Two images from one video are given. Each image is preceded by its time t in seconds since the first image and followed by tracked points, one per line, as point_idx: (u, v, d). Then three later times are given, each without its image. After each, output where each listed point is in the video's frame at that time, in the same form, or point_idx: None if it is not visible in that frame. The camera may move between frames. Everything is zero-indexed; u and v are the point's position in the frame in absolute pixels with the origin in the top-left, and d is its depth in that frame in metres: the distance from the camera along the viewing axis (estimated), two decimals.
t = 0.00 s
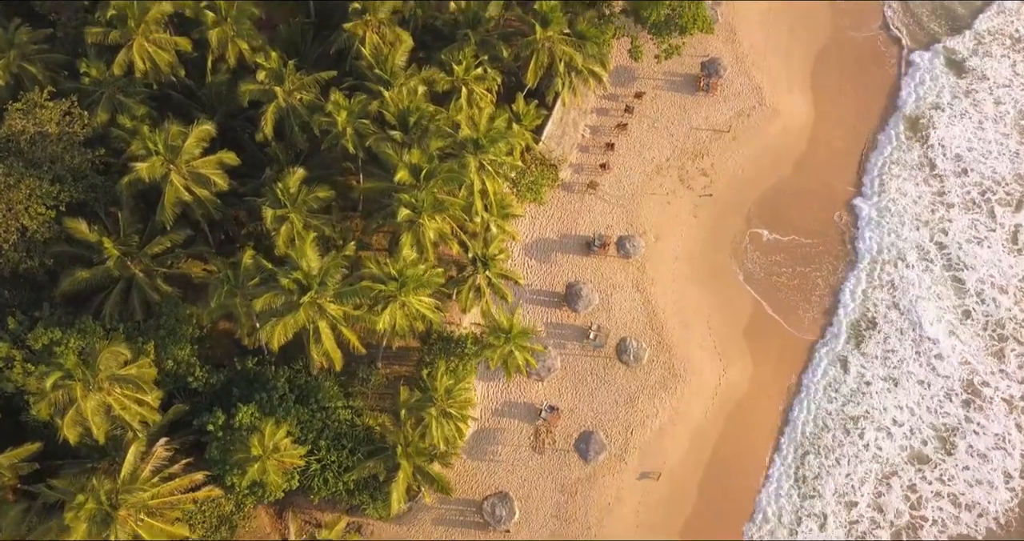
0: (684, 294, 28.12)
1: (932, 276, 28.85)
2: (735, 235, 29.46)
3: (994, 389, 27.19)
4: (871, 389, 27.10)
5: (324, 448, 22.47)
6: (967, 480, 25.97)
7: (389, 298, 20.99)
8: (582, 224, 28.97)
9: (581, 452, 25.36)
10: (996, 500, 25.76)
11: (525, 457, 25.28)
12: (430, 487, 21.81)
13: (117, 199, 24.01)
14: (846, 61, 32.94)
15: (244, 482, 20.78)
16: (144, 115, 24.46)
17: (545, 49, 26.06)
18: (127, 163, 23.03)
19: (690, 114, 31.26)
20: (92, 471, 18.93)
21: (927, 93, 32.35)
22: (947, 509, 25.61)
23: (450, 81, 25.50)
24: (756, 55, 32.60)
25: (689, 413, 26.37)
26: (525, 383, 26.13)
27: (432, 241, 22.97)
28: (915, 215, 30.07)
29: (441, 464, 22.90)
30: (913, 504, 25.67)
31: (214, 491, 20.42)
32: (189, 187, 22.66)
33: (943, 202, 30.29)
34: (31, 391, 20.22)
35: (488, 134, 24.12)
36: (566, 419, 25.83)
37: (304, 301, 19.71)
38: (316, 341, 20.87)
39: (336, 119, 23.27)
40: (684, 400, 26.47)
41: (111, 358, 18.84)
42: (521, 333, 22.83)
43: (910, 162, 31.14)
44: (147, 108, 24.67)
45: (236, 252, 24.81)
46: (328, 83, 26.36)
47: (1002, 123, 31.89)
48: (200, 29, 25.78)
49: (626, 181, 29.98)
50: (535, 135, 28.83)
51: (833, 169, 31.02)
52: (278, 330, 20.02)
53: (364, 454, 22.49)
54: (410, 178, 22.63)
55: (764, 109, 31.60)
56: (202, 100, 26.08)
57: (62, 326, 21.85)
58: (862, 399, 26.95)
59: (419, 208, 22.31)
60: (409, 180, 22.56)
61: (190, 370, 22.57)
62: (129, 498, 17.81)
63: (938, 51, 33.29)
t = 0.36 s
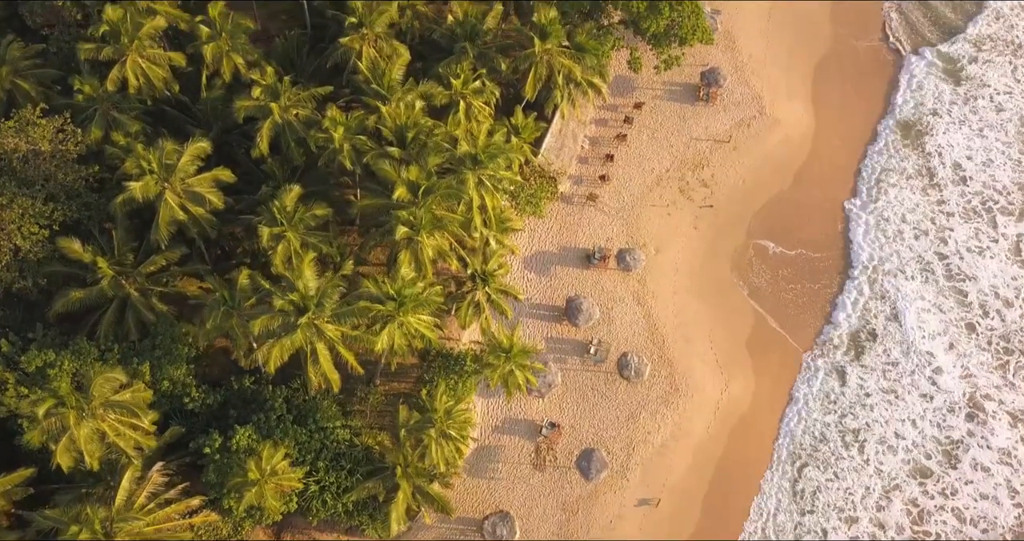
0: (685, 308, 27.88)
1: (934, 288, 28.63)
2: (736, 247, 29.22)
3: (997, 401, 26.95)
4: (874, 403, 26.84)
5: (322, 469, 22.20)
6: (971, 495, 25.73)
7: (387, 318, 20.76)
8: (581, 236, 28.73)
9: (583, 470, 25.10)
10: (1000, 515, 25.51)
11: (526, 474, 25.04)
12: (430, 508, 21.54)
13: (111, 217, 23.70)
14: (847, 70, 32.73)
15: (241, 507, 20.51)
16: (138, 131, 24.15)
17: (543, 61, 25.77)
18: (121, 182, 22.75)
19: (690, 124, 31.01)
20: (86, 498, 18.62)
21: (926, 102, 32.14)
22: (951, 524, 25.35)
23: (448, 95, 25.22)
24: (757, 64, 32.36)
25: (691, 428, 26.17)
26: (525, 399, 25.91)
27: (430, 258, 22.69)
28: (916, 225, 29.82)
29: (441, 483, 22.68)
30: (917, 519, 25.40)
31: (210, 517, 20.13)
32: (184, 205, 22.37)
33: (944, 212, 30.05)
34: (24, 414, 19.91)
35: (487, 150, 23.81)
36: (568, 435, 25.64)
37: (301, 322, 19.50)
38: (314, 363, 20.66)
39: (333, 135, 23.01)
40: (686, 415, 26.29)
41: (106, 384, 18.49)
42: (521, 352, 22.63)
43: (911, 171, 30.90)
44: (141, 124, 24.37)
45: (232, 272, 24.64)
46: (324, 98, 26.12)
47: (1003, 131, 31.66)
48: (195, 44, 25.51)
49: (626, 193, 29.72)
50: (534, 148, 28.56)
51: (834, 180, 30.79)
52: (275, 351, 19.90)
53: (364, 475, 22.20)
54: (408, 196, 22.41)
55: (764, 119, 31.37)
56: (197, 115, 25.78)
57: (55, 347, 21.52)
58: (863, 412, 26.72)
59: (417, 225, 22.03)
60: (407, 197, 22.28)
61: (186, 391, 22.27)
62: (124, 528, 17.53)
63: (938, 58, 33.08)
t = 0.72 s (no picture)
0: (686, 320, 27.68)
1: (936, 298, 28.46)
2: (737, 258, 29.00)
3: (1000, 413, 26.77)
4: (876, 414, 26.64)
5: (320, 488, 21.97)
6: (975, 508, 25.53)
7: (386, 337, 20.56)
8: (581, 247, 28.50)
9: (584, 486, 24.90)
10: (1004, 528, 25.31)
11: (526, 490, 24.84)
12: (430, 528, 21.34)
13: (105, 233, 23.36)
14: (847, 77, 32.53)
15: (238, 529, 20.28)
16: (133, 145, 23.88)
17: (542, 73, 25.55)
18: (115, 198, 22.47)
19: (690, 134, 30.80)
20: (81, 523, 18.43)
21: (927, 110, 31.96)
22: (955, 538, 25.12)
23: (446, 108, 24.96)
24: (757, 72, 32.16)
25: (693, 442, 26.01)
26: (526, 414, 25.71)
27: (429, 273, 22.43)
28: (918, 234, 29.60)
29: (442, 502, 22.46)
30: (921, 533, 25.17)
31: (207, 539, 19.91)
32: (180, 222, 22.12)
33: (946, 221, 29.86)
34: (18, 436, 19.69)
35: (486, 164, 23.53)
36: (568, 450, 25.44)
37: (299, 342, 19.27)
38: (312, 383, 20.38)
39: (330, 150, 22.78)
40: (688, 429, 26.12)
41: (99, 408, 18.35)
42: (522, 369, 22.51)
43: (913, 180, 30.69)
44: (136, 139, 24.11)
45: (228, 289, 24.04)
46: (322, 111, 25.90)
47: (1003, 139, 31.48)
48: (190, 57, 25.25)
49: (626, 203, 29.49)
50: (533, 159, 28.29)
51: (836, 189, 30.56)
52: (273, 372, 19.66)
53: (363, 493, 21.98)
54: (406, 211, 22.12)
55: (765, 128, 31.16)
56: (192, 128, 25.47)
57: (50, 366, 21.29)
58: (863, 423, 26.52)
59: (415, 242, 21.80)
60: (406, 213, 22.03)
61: (183, 410, 22.01)
62: None
63: (938, 65, 32.89)
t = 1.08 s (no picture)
0: (688, 334, 27.42)
1: (939, 310, 28.23)
2: (739, 270, 28.73)
3: (1005, 427, 26.54)
4: (879, 429, 26.41)
5: (320, 511, 21.67)
6: (980, 524, 25.27)
7: (385, 359, 20.30)
8: (582, 261, 28.23)
9: (586, 504, 24.70)
10: None
11: (528, 509, 24.66)
12: None
13: (100, 253, 22.99)
14: (848, 86, 32.28)
15: None
16: (128, 163, 23.54)
17: (542, 87, 25.26)
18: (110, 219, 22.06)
19: (690, 145, 30.52)
20: None
21: (929, 120, 31.74)
22: None
23: (445, 123, 24.62)
24: (757, 81, 31.89)
25: (696, 459, 25.77)
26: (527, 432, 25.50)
27: (428, 292, 22.13)
28: (921, 245, 29.36)
29: (443, 524, 22.25)
30: None
31: None
32: (175, 243, 21.81)
33: (949, 232, 29.61)
34: (12, 462, 19.40)
35: (486, 181, 23.19)
36: (571, 468, 25.27)
37: (297, 366, 19.06)
38: (310, 406, 20.07)
39: (327, 169, 22.50)
40: (691, 445, 25.89)
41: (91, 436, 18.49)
42: (523, 390, 22.32)
43: (915, 190, 30.44)
44: (131, 156, 23.77)
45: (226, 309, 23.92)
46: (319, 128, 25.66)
47: (1006, 148, 31.24)
48: (185, 72, 24.90)
49: (626, 216, 29.22)
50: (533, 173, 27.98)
51: (839, 199, 30.27)
52: (271, 396, 19.44)
53: (363, 514, 21.94)
54: (405, 229, 21.78)
55: (766, 139, 30.89)
56: (187, 143, 25.12)
57: (44, 390, 20.92)
58: (866, 438, 26.30)
59: (415, 261, 21.51)
60: (405, 232, 21.72)
61: (179, 433, 21.67)
62: None
63: (938, 74, 32.66)
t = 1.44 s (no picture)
0: (690, 347, 27.19)
1: (942, 322, 28.01)
2: (741, 282, 28.49)
3: (1010, 440, 26.33)
4: (882, 442, 26.20)
5: (319, 532, 21.21)
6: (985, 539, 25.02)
7: (384, 380, 20.07)
8: (582, 273, 27.99)
9: (588, 522, 24.39)
10: None
11: (529, 526, 24.41)
12: None
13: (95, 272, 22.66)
14: (849, 95, 32.06)
15: None
16: (123, 180, 23.33)
17: (542, 99, 25.00)
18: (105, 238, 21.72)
19: (690, 155, 30.29)
20: None
21: (930, 129, 31.53)
22: None
23: (444, 137, 24.34)
24: (757, 90, 31.67)
25: (699, 474, 25.53)
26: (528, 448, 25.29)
27: (428, 309, 21.86)
28: (923, 256, 29.14)
29: None
30: None
31: None
32: (171, 261, 21.57)
33: (951, 242, 29.39)
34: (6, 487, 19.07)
35: (486, 198, 22.89)
36: (572, 484, 25.02)
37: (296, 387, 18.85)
38: (309, 428, 19.84)
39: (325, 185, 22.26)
40: (694, 461, 25.65)
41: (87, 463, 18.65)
42: (524, 410, 22.30)
43: (917, 200, 30.23)
44: (126, 173, 23.54)
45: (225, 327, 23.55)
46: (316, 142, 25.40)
47: (1008, 158, 31.04)
48: (180, 87, 24.67)
49: (626, 227, 28.96)
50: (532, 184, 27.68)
51: (841, 209, 30.00)
52: (269, 419, 19.28)
53: (364, 533, 21.93)
54: (404, 246, 21.51)
55: (767, 148, 30.66)
56: (183, 159, 24.89)
57: (38, 412, 20.54)
58: (869, 451, 26.08)
59: (414, 279, 21.27)
60: (404, 249, 21.44)
61: (176, 454, 21.45)
62: None
63: (939, 82, 32.45)
